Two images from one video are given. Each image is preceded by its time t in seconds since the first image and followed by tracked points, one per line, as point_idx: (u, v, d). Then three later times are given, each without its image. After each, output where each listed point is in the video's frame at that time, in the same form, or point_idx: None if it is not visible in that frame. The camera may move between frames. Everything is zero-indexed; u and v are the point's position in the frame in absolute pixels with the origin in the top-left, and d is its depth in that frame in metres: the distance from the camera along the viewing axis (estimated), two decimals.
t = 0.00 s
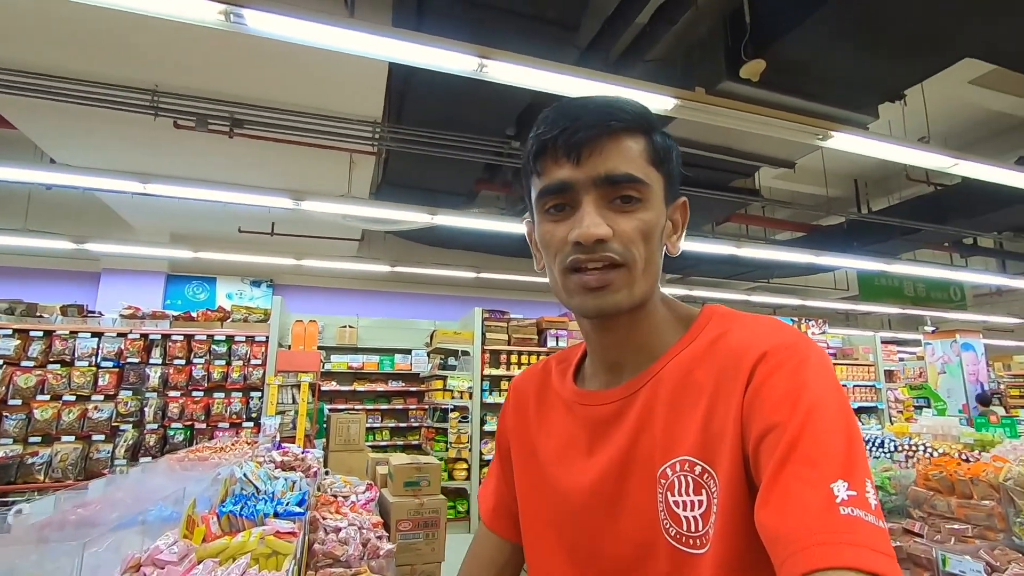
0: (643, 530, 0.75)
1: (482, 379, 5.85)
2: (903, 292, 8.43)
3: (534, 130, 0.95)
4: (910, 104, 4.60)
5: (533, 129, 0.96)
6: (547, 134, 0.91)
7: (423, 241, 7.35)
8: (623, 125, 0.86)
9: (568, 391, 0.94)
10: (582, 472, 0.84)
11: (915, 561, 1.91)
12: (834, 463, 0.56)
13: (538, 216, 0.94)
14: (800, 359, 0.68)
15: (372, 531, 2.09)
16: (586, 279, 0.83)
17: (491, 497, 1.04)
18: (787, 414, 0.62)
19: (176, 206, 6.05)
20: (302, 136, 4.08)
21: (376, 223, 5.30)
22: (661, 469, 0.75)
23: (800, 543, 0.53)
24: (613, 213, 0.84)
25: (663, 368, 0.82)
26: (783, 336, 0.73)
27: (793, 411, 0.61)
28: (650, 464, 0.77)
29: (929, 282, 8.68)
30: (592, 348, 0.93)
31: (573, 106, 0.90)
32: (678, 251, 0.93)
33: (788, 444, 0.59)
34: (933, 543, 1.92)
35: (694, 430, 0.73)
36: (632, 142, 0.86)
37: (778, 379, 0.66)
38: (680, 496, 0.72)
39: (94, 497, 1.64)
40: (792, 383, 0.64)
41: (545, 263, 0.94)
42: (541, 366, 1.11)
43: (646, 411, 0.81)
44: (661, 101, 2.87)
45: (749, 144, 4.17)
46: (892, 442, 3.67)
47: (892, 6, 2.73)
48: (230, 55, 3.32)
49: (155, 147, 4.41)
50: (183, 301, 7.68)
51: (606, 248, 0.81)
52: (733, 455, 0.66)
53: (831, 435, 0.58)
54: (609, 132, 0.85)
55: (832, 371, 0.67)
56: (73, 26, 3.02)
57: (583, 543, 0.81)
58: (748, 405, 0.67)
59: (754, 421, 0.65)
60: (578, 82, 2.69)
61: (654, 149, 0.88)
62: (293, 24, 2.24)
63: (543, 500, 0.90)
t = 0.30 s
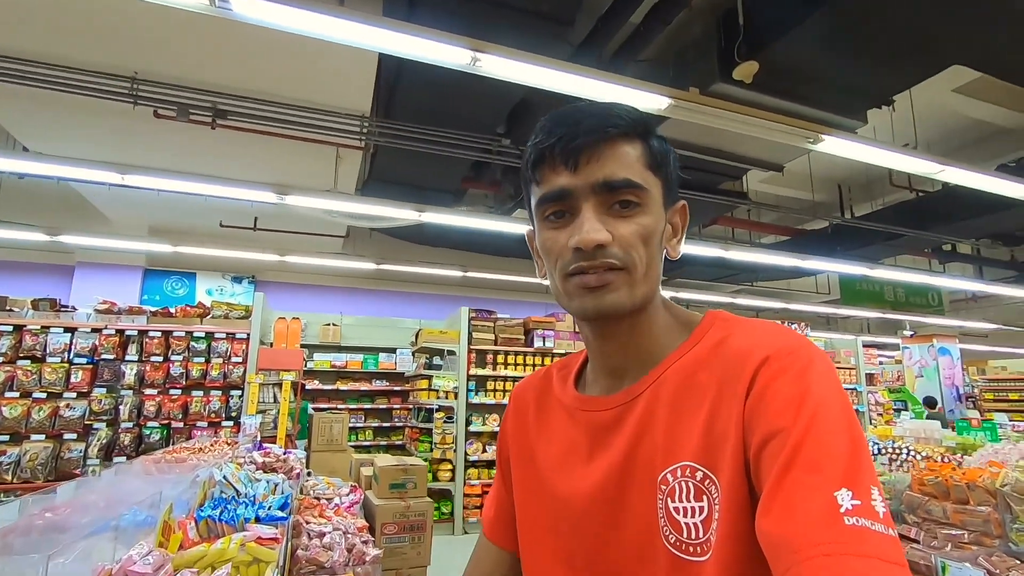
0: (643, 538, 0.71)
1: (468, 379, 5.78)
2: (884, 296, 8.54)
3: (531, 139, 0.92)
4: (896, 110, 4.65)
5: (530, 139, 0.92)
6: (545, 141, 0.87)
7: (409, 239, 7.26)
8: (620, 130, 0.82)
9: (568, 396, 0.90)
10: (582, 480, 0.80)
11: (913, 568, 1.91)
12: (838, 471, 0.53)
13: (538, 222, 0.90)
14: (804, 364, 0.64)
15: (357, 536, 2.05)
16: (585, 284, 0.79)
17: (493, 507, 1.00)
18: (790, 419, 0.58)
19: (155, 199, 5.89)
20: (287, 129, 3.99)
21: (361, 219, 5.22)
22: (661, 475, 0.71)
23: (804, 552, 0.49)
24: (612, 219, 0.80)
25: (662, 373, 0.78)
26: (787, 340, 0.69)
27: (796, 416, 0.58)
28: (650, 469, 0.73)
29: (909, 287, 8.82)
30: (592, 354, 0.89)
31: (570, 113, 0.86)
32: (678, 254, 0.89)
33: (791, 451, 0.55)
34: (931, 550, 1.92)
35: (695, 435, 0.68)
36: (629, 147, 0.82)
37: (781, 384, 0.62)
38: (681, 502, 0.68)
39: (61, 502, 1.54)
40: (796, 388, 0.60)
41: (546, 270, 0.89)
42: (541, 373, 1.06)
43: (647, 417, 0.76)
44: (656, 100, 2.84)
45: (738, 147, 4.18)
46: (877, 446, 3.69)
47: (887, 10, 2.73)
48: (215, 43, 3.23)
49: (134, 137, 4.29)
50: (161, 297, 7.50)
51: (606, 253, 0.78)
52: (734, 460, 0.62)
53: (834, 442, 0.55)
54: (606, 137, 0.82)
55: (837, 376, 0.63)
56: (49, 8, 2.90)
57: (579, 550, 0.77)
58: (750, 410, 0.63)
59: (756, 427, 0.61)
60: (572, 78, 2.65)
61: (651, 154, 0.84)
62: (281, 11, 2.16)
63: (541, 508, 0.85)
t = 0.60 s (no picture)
0: (610, 538, 0.69)
1: (458, 377, 5.76)
2: (872, 298, 8.61)
3: (503, 144, 0.90)
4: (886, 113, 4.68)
5: (502, 144, 0.90)
6: (516, 147, 0.85)
7: (400, 236, 7.22)
8: (592, 137, 0.80)
9: (536, 397, 0.88)
10: (550, 482, 0.77)
11: (902, 570, 1.90)
12: (804, 471, 0.53)
13: (509, 226, 0.88)
14: (771, 365, 0.63)
15: (343, 536, 2.03)
16: (557, 291, 0.77)
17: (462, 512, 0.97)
18: (758, 420, 0.58)
19: (141, 193, 5.81)
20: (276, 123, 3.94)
21: (351, 216, 5.17)
22: (628, 474, 0.69)
23: (773, 553, 0.49)
24: (583, 225, 0.78)
25: (631, 377, 0.76)
26: (754, 342, 0.68)
27: (764, 417, 0.58)
28: (619, 470, 0.71)
29: (897, 289, 8.90)
30: (563, 360, 0.87)
31: (541, 118, 0.85)
32: (649, 260, 0.87)
33: (758, 451, 0.55)
34: (920, 552, 1.92)
35: (664, 436, 0.67)
36: (600, 154, 0.80)
37: (750, 385, 0.61)
38: (648, 502, 0.66)
39: (35, 502, 1.50)
40: (764, 389, 0.60)
41: (518, 275, 0.87)
42: (511, 375, 1.03)
43: (616, 418, 0.75)
44: (648, 99, 2.82)
45: (729, 147, 4.18)
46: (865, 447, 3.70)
47: (878, 12, 2.73)
48: (202, 34, 3.18)
49: (120, 129, 4.21)
50: (148, 292, 7.41)
51: (577, 260, 0.76)
52: (704, 461, 0.61)
53: (799, 442, 0.55)
54: (576, 144, 0.80)
55: (802, 378, 0.63)
56: None
57: (544, 554, 0.74)
58: (719, 411, 0.62)
59: (725, 427, 0.61)
60: (564, 75, 2.63)
61: (623, 161, 0.82)
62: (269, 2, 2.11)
63: (507, 512, 0.83)
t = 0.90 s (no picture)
0: (611, 533, 0.68)
1: (456, 375, 5.75)
2: (870, 298, 8.61)
3: (504, 137, 0.89)
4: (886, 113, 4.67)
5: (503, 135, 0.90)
6: (517, 138, 0.84)
7: (399, 233, 7.20)
8: (591, 128, 0.79)
9: (535, 391, 0.87)
10: (550, 477, 0.76)
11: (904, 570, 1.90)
12: (806, 463, 0.52)
13: (510, 218, 0.87)
14: (774, 359, 0.63)
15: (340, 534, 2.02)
16: (555, 282, 0.76)
17: (461, 507, 0.96)
18: (760, 414, 0.57)
19: (139, 189, 5.79)
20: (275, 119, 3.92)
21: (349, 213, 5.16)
22: (629, 468, 0.68)
23: (777, 545, 0.48)
24: (581, 216, 0.77)
25: (631, 371, 0.75)
26: (755, 336, 0.67)
27: (766, 410, 0.57)
28: (620, 464, 0.70)
29: (895, 290, 8.90)
30: (563, 351, 0.86)
31: (542, 110, 0.84)
32: (650, 254, 0.86)
33: (761, 445, 0.54)
34: (921, 551, 1.91)
35: (665, 429, 0.66)
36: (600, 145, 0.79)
37: (753, 378, 0.60)
38: (650, 496, 0.65)
39: (28, 498, 1.48)
40: (767, 383, 0.59)
41: (518, 267, 0.86)
42: (510, 370, 1.02)
43: (617, 412, 0.73)
44: (649, 97, 2.80)
45: (730, 146, 4.17)
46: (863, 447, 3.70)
47: (880, 10, 2.72)
48: (201, 28, 3.16)
49: (118, 124, 4.19)
50: (145, 289, 7.36)
51: (576, 252, 0.74)
52: (706, 454, 0.60)
53: (802, 435, 0.54)
54: (576, 135, 0.79)
55: (803, 372, 0.62)
56: None
57: (542, 548, 0.73)
58: (721, 405, 0.61)
59: (727, 421, 0.60)
60: (565, 71, 2.61)
61: (624, 153, 0.81)
62: None
63: (506, 507, 0.81)
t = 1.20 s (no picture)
0: (625, 547, 0.67)
1: (461, 374, 5.73)
2: (877, 299, 8.56)
3: (516, 148, 0.88)
4: (897, 113, 4.63)
5: (514, 148, 0.89)
6: (529, 151, 0.83)
7: (404, 232, 7.19)
8: (603, 141, 0.78)
9: (548, 403, 0.86)
10: (562, 490, 0.75)
11: None
12: (824, 478, 0.51)
13: (522, 230, 0.86)
14: (790, 370, 0.61)
15: (345, 535, 2.01)
16: (567, 296, 0.75)
17: (472, 518, 0.95)
18: (777, 427, 0.55)
19: (146, 186, 5.80)
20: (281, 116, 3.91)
21: (355, 211, 5.16)
22: (644, 481, 0.67)
23: (796, 562, 0.47)
24: (594, 230, 0.76)
25: (644, 383, 0.74)
26: (771, 346, 0.66)
27: (783, 424, 0.55)
28: (633, 478, 0.68)
29: (902, 291, 8.84)
30: (575, 363, 0.85)
31: (554, 123, 0.82)
32: (663, 264, 0.84)
33: (778, 458, 0.53)
34: (933, 560, 1.90)
35: (680, 442, 0.65)
36: (613, 158, 0.78)
37: (769, 389, 0.59)
38: (665, 510, 0.63)
39: (35, 497, 1.48)
40: (784, 396, 0.58)
41: (530, 279, 0.85)
42: (521, 380, 1.00)
43: (631, 425, 0.72)
44: (658, 96, 2.78)
45: (737, 146, 4.15)
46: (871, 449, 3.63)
47: (892, 10, 2.69)
48: (208, 26, 3.16)
49: (125, 122, 4.20)
50: (151, 286, 7.40)
51: (589, 266, 0.73)
52: (722, 468, 0.59)
53: (820, 450, 0.53)
54: (589, 149, 0.77)
55: (821, 384, 0.61)
56: None
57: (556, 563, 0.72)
58: (737, 417, 0.60)
59: (744, 435, 0.58)
60: (573, 70, 2.59)
61: (636, 165, 0.79)
62: None
63: (518, 521, 0.80)
